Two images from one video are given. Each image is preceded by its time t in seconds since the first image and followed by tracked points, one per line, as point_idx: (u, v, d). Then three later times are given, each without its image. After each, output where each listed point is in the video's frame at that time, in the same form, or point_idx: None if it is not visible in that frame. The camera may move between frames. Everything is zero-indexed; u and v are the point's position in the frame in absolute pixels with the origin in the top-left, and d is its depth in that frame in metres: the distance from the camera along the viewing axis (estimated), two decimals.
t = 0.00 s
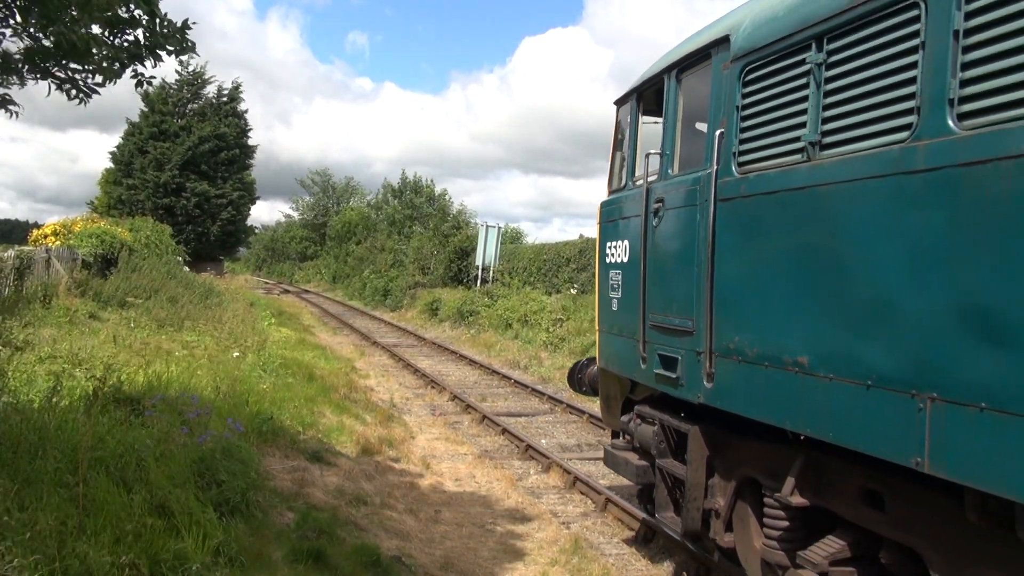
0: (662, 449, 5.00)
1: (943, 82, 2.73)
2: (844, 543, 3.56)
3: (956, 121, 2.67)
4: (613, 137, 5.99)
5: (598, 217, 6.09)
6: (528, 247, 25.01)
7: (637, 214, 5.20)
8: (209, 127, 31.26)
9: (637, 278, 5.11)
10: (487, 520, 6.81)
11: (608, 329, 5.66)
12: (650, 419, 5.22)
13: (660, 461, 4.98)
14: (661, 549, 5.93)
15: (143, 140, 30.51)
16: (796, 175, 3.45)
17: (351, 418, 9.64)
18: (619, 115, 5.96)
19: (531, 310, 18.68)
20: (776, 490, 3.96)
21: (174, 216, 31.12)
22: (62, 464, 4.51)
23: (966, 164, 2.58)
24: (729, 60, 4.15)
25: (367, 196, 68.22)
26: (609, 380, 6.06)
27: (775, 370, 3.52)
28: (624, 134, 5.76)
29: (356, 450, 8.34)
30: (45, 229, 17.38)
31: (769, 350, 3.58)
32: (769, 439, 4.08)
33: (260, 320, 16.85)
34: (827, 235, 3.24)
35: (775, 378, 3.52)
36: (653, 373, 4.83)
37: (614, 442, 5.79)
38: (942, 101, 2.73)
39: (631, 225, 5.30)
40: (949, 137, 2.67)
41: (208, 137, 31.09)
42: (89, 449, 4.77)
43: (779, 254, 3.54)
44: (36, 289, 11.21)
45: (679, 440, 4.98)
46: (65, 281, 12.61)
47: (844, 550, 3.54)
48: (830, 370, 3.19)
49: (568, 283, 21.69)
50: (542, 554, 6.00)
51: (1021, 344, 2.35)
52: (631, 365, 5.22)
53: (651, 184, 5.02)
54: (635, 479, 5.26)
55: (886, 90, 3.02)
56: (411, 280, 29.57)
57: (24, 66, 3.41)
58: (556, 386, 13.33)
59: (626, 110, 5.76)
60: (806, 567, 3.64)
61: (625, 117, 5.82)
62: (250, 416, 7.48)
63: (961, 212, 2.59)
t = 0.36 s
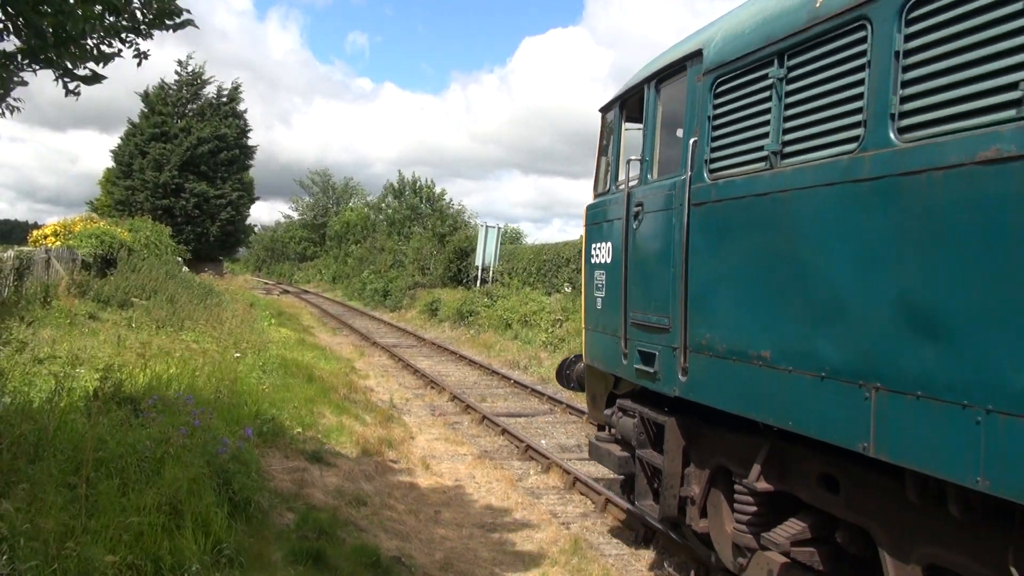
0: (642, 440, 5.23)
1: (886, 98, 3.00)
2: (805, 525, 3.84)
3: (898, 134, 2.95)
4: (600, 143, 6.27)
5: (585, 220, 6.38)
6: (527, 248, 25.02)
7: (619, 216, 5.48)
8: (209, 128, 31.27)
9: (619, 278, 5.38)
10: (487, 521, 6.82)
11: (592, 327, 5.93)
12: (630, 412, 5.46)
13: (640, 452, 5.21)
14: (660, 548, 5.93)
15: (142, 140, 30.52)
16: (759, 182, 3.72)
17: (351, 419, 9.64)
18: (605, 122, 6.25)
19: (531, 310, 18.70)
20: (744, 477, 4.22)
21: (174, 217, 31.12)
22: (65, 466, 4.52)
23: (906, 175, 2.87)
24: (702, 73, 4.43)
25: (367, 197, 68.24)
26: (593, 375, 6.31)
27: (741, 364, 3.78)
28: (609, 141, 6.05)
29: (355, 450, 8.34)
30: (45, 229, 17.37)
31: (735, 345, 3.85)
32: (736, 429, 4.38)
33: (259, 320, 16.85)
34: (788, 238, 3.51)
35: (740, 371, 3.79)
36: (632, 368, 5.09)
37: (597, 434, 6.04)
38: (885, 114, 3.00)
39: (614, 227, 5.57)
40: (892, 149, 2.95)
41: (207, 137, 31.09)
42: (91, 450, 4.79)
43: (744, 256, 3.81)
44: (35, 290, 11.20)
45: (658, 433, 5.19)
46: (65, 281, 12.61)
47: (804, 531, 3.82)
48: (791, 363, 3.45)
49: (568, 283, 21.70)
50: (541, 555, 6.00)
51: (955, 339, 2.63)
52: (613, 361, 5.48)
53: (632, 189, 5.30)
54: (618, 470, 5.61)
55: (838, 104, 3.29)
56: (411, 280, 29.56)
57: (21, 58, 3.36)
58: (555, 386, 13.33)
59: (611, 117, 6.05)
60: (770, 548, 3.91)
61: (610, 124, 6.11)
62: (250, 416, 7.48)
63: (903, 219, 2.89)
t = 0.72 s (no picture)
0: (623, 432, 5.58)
1: (832, 114, 3.31)
2: (767, 508, 4.15)
3: (844, 145, 3.23)
4: (585, 148, 6.60)
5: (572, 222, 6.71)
6: (526, 248, 25.06)
7: (603, 220, 5.81)
8: (208, 128, 31.27)
9: (603, 278, 5.71)
10: (486, 521, 6.82)
11: (580, 324, 6.25)
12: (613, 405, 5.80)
13: (621, 443, 5.55)
14: (659, 549, 5.87)
15: (142, 140, 30.54)
16: (727, 187, 4.03)
17: (350, 419, 9.64)
18: (591, 129, 6.57)
19: (530, 310, 18.73)
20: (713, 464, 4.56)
21: (173, 217, 31.13)
22: (63, 465, 4.52)
23: (851, 183, 3.16)
24: (678, 84, 4.73)
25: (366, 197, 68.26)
26: (580, 372, 6.65)
27: (710, 358, 4.10)
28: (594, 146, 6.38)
29: (354, 450, 8.35)
30: (44, 229, 17.38)
31: (705, 339, 4.17)
32: (706, 419, 4.74)
33: (258, 321, 16.84)
34: (750, 241, 3.83)
35: (709, 363, 4.11)
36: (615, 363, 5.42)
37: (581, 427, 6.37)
38: (834, 126, 3.28)
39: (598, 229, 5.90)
40: (837, 158, 3.25)
41: (206, 138, 31.09)
42: (89, 450, 4.79)
43: (714, 257, 4.11)
44: (34, 290, 11.20)
45: (637, 425, 5.56)
46: (64, 281, 12.61)
47: (767, 515, 4.13)
48: (753, 356, 3.76)
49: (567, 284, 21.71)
50: (540, 555, 6.01)
51: (891, 332, 2.93)
52: (597, 356, 5.81)
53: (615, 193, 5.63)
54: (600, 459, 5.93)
55: (795, 117, 3.59)
56: (410, 280, 29.55)
57: (20, 56, 3.41)
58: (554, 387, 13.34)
59: (596, 124, 6.39)
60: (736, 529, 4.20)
61: (595, 131, 6.44)
62: (249, 416, 7.48)
63: (849, 225, 3.18)
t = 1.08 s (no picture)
0: (604, 424, 5.91)
1: (787, 127, 3.66)
2: (734, 493, 4.53)
3: (799, 155, 3.57)
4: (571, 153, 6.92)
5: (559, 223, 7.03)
6: (525, 249, 25.06)
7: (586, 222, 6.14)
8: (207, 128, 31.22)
9: (586, 277, 6.04)
10: (485, 521, 6.83)
11: (565, 321, 6.58)
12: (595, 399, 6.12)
13: (603, 435, 5.88)
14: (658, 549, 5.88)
15: (140, 140, 30.53)
16: (697, 192, 4.39)
17: (349, 419, 9.63)
18: (576, 134, 6.89)
19: (529, 311, 18.76)
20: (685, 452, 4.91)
21: (172, 217, 31.11)
22: (62, 465, 4.51)
23: (803, 191, 3.52)
24: (655, 94, 5.09)
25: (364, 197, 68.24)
26: (566, 366, 6.97)
27: (682, 352, 4.44)
28: (580, 151, 6.70)
29: (353, 450, 8.35)
30: (43, 229, 17.37)
31: (677, 334, 4.51)
32: (677, 411, 5.09)
33: (257, 321, 16.81)
34: (717, 243, 4.17)
35: (681, 356, 4.46)
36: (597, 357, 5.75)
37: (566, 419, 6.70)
38: (788, 139, 3.63)
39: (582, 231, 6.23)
40: (791, 167, 3.60)
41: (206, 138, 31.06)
42: (89, 450, 4.78)
43: (687, 260, 4.45)
44: (33, 290, 11.19)
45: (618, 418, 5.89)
46: (64, 281, 12.61)
47: (734, 499, 4.51)
48: (720, 349, 4.08)
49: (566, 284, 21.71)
50: (539, 555, 6.02)
51: (837, 327, 3.28)
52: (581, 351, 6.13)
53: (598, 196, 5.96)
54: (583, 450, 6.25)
55: (758, 128, 3.93)
56: (409, 280, 29.52)
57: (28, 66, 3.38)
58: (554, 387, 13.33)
59: (581, 131, 6.71)
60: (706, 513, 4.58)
61: (580, 136, 6.77)
62: (248, 417, 7.47)
63: (802, 230, 3.53)
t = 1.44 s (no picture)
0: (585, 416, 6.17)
1: (747, 136, 3.99)
2: (702, 478, 4.82)
3: (756, 164, 3.90)
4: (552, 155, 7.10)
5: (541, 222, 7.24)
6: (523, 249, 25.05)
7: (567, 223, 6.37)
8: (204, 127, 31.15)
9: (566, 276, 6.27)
10: (483, 521, 6.82)
11: (546, 318, 6.80)
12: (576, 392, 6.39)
13: (583, 426, 6.14)
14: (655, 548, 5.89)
15: (137, 140, 30.50)
16: (666, 197, 4.71)
17: (346, 419, 9.61)
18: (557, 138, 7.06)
19: (528, 311, 18.77)
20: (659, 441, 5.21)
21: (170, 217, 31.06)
22: (57, 466, 4.50)
23: (759, 197, 3.84)
24: (631, 103, 5.37)
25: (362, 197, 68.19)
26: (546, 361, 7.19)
27: (654, 346, 4.73)
28: (561, 154, 6.88)
29: (350, 450, 8.34)
30: (40, 229, 17.34)
31: (649, 329, 4.81)
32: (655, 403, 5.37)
33: (255, 321, 16.76)
34: (683, 245, 4.49)
35: (653, 350, 4.75)
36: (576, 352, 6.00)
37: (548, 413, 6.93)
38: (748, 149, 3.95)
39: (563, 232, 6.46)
40: (749, 176, 3.93)
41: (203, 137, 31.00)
42: (84, 451, 4.77)
43: (658, 260, 4.75)
44: (29, 291, 11.16)
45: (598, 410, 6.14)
46: (60, 281, 12.58)
47: (701, 484, 4.80)
48: (686, 344, 4.41)
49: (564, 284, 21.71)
50: (537, 555, 6.02)
51: (787, 321, 3.60)
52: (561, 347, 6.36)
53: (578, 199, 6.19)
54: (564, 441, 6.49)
55: (723, 138, 4.24)
56: (407, 280, 29.47)
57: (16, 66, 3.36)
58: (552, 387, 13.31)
59: (563, 136, 6.89)
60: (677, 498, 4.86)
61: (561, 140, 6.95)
62: (246, 416, 7.46)
63: (758, 233, 3.85)
